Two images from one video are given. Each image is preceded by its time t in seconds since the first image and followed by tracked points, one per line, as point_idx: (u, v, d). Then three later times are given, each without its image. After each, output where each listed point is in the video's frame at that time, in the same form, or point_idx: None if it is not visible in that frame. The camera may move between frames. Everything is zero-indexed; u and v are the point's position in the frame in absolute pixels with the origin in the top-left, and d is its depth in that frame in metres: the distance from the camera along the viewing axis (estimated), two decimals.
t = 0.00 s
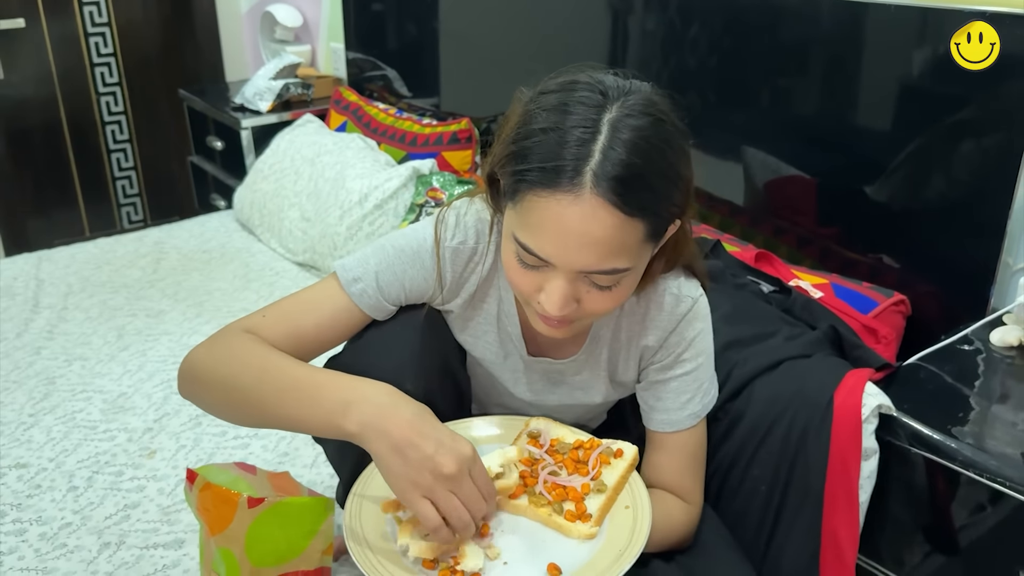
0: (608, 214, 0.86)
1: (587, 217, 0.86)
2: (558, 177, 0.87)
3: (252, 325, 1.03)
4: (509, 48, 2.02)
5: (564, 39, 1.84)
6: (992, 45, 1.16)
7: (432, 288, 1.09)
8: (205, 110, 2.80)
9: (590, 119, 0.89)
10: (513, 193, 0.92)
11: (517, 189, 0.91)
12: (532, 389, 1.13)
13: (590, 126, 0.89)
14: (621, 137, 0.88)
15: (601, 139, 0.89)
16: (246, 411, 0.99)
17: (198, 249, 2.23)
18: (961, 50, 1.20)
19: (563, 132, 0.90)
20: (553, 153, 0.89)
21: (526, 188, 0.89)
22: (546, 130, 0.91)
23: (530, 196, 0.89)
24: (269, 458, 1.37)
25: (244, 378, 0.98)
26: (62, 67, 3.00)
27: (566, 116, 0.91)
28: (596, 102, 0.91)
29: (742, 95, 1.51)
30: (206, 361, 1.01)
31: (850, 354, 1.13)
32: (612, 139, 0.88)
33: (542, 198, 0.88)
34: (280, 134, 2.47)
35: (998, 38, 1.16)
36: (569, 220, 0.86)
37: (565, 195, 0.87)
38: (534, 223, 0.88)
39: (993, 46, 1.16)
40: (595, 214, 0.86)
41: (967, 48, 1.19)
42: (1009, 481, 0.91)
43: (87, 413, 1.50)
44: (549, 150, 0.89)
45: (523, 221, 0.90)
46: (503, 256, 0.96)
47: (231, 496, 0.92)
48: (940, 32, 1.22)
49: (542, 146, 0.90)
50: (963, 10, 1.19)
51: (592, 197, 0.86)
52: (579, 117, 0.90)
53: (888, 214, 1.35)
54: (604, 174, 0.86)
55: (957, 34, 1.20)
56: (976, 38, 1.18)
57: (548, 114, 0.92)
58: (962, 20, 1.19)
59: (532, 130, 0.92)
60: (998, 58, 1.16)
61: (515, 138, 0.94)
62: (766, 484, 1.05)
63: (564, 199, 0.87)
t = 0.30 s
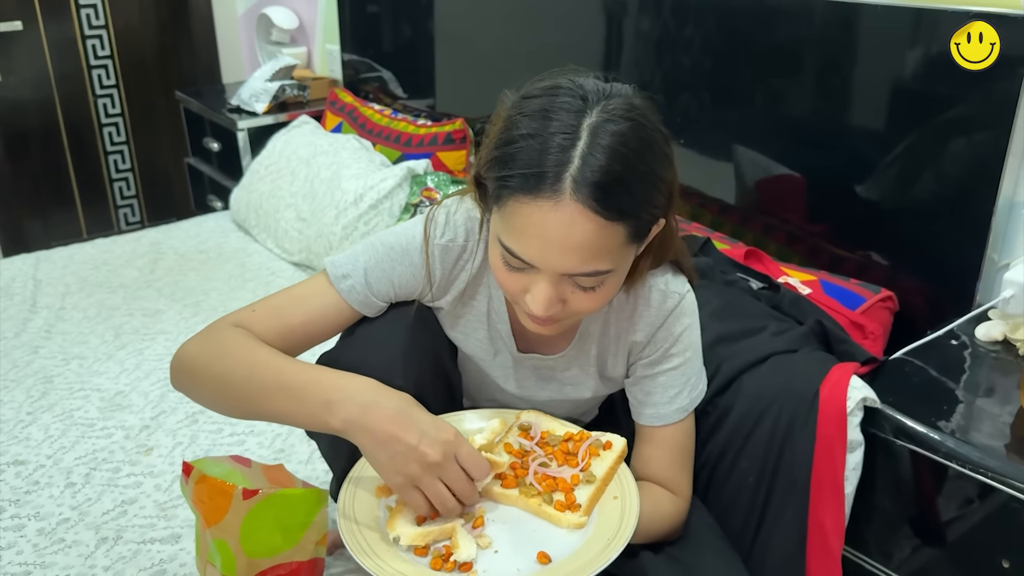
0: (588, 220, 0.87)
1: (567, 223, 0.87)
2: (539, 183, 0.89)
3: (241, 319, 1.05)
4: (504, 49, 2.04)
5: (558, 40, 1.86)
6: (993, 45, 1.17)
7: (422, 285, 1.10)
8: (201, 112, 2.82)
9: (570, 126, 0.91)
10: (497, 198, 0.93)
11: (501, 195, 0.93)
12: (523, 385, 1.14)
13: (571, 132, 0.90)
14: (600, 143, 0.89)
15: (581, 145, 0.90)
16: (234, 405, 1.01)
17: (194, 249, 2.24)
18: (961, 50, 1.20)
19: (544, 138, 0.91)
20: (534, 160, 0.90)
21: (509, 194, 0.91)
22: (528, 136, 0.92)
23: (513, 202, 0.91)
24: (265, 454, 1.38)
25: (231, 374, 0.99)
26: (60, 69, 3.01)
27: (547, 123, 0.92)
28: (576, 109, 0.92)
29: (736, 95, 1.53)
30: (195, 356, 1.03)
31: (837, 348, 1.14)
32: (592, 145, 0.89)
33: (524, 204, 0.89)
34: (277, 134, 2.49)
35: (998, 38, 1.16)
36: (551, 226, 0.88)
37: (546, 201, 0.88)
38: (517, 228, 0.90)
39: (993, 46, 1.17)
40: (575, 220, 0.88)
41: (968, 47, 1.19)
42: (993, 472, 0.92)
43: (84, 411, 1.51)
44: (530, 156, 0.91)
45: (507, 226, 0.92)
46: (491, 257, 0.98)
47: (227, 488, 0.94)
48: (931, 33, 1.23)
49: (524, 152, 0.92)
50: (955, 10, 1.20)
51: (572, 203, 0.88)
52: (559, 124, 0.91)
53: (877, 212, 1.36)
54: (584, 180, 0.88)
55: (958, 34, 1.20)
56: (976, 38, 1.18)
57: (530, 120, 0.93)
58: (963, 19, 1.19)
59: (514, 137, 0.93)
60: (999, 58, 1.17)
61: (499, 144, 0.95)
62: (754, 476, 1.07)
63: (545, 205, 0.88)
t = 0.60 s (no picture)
0: (585, 223, 0.88)
1: (565, 226, 0.88)
2: (537, 188, 0.89)
3: (240, 319, 1.05)
4: (502, 52, 2.04)
5: (555, 43, 1.87)
6: (992, 45, 1.17)
7: (421, 287, 1.11)
8: (199, 115, 2.82)
9: (568, 131, 0.91)
10: (495, 202, 0.94)
11: (499, 199, 0.93)
12: (522, 386, 1.15)
13: (568, 137, 0.91)
14: (598, 148, 0.90)
15: (579, 150, 0.90)
16: (234, 404, 1.02)
17: (193, 253, 2.25)
18: (961, 50, 1.20)
19: (542, 143, 0.92)
20: (532, 164, 0.91)
21: (507, 199, 0.92)
22: (526, 141, 0.93)
23: (511, 206, 0.91)
24: (264, 457, 1.39)
25: (231, 374, 1.00)
26: (57, 73, 3.01)
27: (545, 127, 0.93)
28: (573, 114, 0.93)
29: (732, 97, 1.53)
30: (194, 356, 1.03)
31: (833, 348, 1.15)
32: (589, 150, 0.90)
33: (522, 208, 0.90)
34: (275, 138, 2.49)
35: (998, 38, 1.16)
36: (548, 230, 0.88)
37: (544, 205, 0.89)
38: (515, 232, 0.91)
39: (993, 46, 1.17)
40: (572, 224, 0.88)
41: (967, 47, 1.20)
42: (988, 471, 0.93)
43: (83, 414, 1.51)
44: (528, 161, 0.91)
45: (505, 229, 0.92)
46: (489, 260, 0.98)
47: (227, 490, 0.94)
48: (926, 35, 1.24)
49: (522, 157, 0.92)
50: (949, 12, 1.21)
51: (569, 207, 0.88)
52: (557, 129, 0.92)
53: (872, 213, 1.37)
54: (581, 185, 0.88)
55: (956, 34, 1.20)
56: (976, 38, 1.18)
57: (527, 125, 0.94)
58: (962, 19, 1.19)
59: (512, 142, 0.94)
60: (998, 58, 1.17)
61: (497, 148, 0.96)
62: (751, 476, 1.08)
63: (543, 209, 0.89)
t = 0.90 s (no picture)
0: (588, 231, 0.88)
1: (568, 234, 0.88)
2: (540, 196, 0.90)
3: (240, 325, 1.05)
4: (501, 57, 2.05)
5: (553, 47, 1.87)
6: (992, 45, 1.17)
7: (421, 293, 1.11)
8: (198, 121, 2.82)
9: (571, 139, 0.92)
10: (499, 210, 0.94)
11: (502, 206, 0.93)
12: (524, 392, 1.15)
13: (572, 145, 0.91)
14: (601, 155, 0.90)
15: (582, 157, 0.91)
16: (235, 410, 1.02)
17: (192, 258, 2.25)
18: (961, 50, 1.20)
19: (545, 150, 0.92)
20: (535, 172, 0.91)
21: (510, 206, 0.92)
22: (529, 149, 0.93)
23: (514, 213, 0.91)
24: (265, 462, 1.39)
25: (230, 380, 1.00)
26: (56, 79, 3.01)
27: (548, 135, 0.93)
28: (576, 122, 0.93)
29: (731, 101, 1.54)
30: (195, 361, 1.03)
31: (833, 352, 1.16)
32: (592, 157, 0.90)
33: (526, 216, 0.90)
34: (274, 143, 2.49)
35: (998, 38, 1.16)
36: (552, 237, 0.89)
37: (548, 213, 0.89)
38: (519, 239, 0.91)
39: (993, 46, 1.17)
40: (576, 231, 0.89)
41: (967, 48, 1.20)
42: (988, 475, 0.93)
43: (84, 420, 1.51)
44: (531, 169, 0.92)
45: (509, 237, 0.92)
46: (493, 267, 0.99)
47: (229, 497, 0.95)
48: (924, 38, 1.24)
49: (525, 165, 0.92)
50: (947, 16, 1.21)
51: (573, 215, 0.88)
52: (560, 137, 0.92)
53: (871, 216, 1.37)
54: (584, 192, 0.89)
55: (957, 34, 1.20)
56: (976, 38, 1.18)
57: (530, 132, 0.94)
58: (961, 20, 1.19)
59: (515, 149, 0.94)
60: (998, 58, 1.17)
61: (501, 156, 0.96)
62: (752, 480, 1.08)
63: (546, 217, 0.89)
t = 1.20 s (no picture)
0: (587, 237, 0.88)
1: (567, 241, 0.88)
2: (539, 203, 0.90)
3: (236, 331, 1.05)
4: (499, 62, 2.05)
5: (551, 52, 1.87)
6: (992, 45, 1.17)
7: (418, 299, 1.11)
8: (197, 127, 2.83)
9: (570, 146, 0.92)
10: (497, 217, 0.94)
11: (501, 213, 0.93)
12: (523, 398, 1.15)
13: (570, 152, 0.91)
14: (600, 162, 0.90)
15: (581, 164, 0.91)
16: (229, 418, 1.02)
17: (191, 264, 2.25)
18: (961, 50, 1.20)
19: (544, 157, 0.92)
20: (534, 179, 0.91)
21: (508, 213, 0.92)
22: (528, 155, 0.93)
23: (513, 220, 0.91)
24: (264, 469, 1.38)
25: (223, 388, 1.00)
26: (55, 85, 3.02)
27: (547, 142, 0.93)
28: (575, 129, 0.93)
29: (729, 105, 1.54)
30: (190, 367, 1.03)
31: (831, 357, 1.16)
32: (591, 164, 0.90)
33: (525, 222, 0.90)
34: (273, 149, 2.49)
35: (998, 38, 1.16)
36: (551, 244, 0.88)
37: (547, 219, 0.89)
38: (518, 245, 0.91)
39: (993, 46, 1.17)
40: (575, 238, 0.88)
41: (967, 48, 1.19)
42: (987, 479, 0.93)
43: (82, 428, 1.51)
44: (530, 176, 0.92)
45: (507, 243, 0.92)
46: (492, 273, 0.99)
47: (225, 505, 0.94)
48: (921, 41, 1.24)
49: (524, 172, 0.92)
50: (944, 20, 1.21)
51: (572, 221, 0.88)
52: (559, 144, 0.92)
53: (869, 220, 1.37)
54: (583, 199, 0.89)
55: (957, 34, 1.20)
56: (976, 38, 1.18)
57: (529, 139, 0.94)
58: (960, 20, 1.19)
59: (514, 156, 0.94)
60: (999, 58, 1.17)
61: (499, 162, 0.96)
62: (750, 485, 1.08)
63: (545, 223, 0.89)
